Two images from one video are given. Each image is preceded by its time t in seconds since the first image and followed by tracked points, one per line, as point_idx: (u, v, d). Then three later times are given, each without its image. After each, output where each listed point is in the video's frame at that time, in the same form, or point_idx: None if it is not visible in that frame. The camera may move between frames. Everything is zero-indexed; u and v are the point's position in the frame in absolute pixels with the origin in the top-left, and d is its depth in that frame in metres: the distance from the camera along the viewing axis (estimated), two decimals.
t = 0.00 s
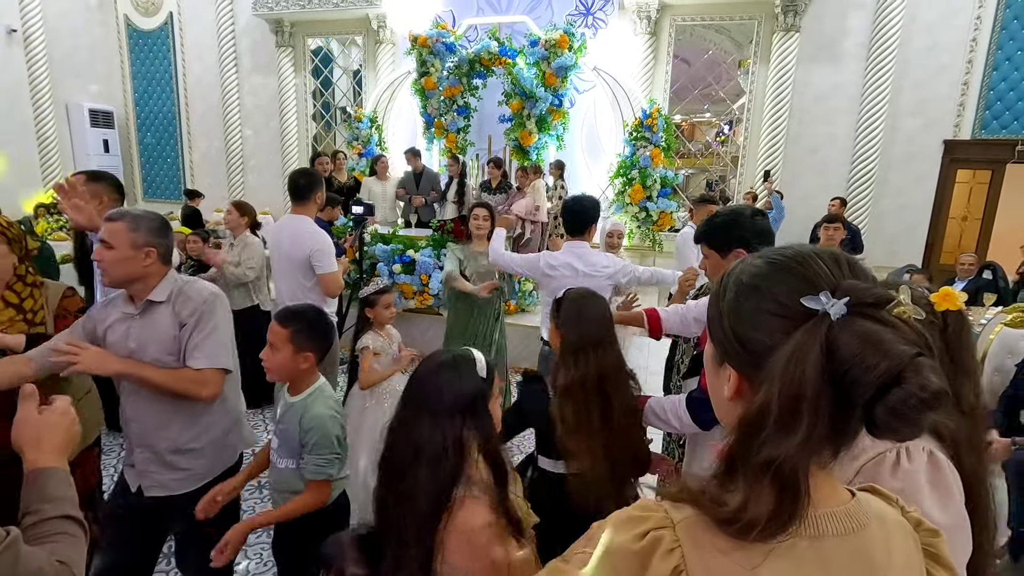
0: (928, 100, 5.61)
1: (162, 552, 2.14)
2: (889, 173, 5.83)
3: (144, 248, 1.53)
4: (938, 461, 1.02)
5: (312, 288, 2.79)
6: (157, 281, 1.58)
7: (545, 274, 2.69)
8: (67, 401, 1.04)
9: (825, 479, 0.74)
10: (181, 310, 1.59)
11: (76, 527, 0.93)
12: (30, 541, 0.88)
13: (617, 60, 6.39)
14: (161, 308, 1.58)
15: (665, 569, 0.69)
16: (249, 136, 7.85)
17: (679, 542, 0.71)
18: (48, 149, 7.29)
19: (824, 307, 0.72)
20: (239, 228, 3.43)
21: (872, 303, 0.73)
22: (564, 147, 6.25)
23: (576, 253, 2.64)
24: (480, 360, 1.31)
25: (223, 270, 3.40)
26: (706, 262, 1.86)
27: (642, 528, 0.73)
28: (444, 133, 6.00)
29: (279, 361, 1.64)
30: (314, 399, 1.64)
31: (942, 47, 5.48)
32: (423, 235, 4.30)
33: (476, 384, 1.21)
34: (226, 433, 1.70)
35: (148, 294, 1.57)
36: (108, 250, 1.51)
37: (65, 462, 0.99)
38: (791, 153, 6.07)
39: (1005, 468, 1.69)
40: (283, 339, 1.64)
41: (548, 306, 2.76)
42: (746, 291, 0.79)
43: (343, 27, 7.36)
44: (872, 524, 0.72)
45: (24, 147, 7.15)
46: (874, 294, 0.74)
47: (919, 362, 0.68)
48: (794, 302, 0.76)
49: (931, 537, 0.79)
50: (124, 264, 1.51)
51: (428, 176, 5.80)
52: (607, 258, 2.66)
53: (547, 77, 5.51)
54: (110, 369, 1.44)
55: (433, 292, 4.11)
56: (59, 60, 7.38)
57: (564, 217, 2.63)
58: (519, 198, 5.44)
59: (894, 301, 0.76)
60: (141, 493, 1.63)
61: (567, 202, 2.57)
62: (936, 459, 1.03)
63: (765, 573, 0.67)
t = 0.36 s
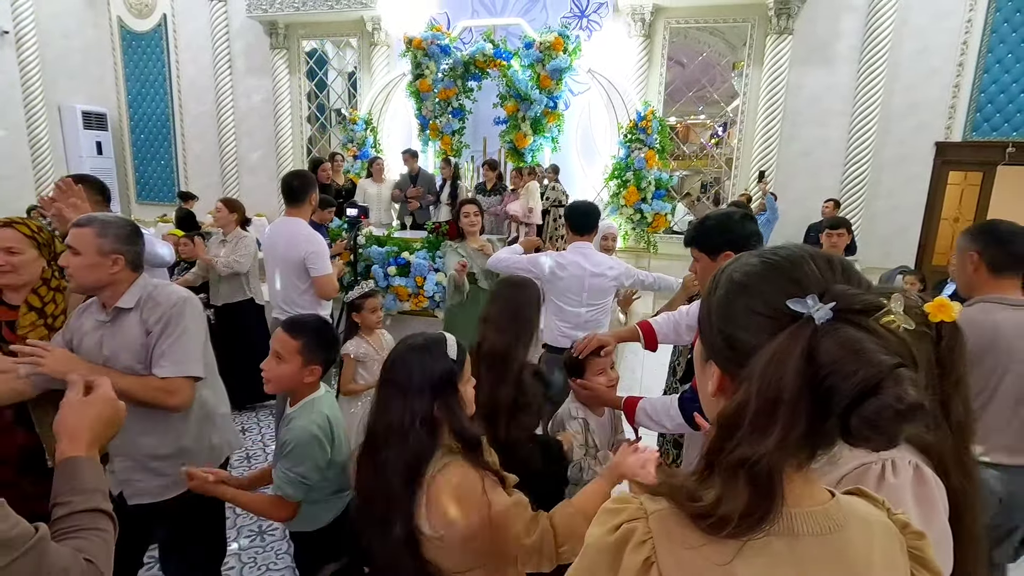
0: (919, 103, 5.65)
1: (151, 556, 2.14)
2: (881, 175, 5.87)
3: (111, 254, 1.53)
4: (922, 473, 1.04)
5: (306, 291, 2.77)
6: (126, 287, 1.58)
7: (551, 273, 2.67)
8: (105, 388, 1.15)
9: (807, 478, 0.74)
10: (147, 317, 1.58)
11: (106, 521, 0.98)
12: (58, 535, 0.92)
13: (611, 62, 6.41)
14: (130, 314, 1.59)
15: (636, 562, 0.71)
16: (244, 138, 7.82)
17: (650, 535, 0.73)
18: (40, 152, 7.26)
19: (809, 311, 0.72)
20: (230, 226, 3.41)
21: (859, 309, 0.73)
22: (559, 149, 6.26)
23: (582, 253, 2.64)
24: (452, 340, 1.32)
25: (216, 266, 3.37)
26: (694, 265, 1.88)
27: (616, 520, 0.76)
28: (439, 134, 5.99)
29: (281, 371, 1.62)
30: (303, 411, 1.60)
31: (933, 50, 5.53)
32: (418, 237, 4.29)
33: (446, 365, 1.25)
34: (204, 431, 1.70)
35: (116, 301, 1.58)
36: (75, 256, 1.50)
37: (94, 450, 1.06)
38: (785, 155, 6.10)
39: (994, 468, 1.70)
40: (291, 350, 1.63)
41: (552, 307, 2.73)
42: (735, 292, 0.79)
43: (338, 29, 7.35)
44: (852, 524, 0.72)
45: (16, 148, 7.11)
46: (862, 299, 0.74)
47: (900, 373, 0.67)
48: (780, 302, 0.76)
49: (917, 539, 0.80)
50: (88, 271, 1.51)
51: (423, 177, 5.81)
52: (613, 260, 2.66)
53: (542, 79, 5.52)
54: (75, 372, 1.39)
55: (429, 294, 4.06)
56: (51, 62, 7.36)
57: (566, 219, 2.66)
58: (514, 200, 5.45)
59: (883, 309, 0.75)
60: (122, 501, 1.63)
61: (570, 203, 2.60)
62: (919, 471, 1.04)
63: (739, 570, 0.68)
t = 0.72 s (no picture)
0: (919, 101, 5.64)
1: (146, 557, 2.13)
2: (881, 173, 5.85)
3: (104, 252, 1.52)
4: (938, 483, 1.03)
5: (302, 290, 2.76)
6: (126, 286, 1.58)
7: (562, 269, 2.62)
8: (151, 377, 1.15)
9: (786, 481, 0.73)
10: (149, 315, 1.58)
11: (163, 520, 0.99)
12: (122, 535, 0.93)
13: (609, 60, 6.39)
14: (131, 313, 1.58)
15: (603, 562, 0.72)
16: (242, 137, 7.80)
17: (619, 535, 0.73)
18: (37, 151, 7.24)
19: (769, 316, 0.71)
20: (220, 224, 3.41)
21: (822, 318, 0.71)
22: (558, 147, 6.24)
23: (593, 250, 2.62)
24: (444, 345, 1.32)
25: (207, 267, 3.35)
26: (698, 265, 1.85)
27: (588, 522, 0.77)
28: (437, 133, 5.97)
29: (292, 371, 1.60)
30: (312, 412, 1.56)
31: (932, 48, 5.51)
32: (416, 236, 4.29)
33: (438, 363, 1.23)
34: (202, 431, 1.68)
35: (119, 299, 1.58)
36: (72, 260, 1.50)
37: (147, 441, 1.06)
38: (783, 153, 6.09)
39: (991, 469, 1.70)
40: (301, 349, 1.62)
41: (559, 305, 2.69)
42: (708, 297, 0.81)
43: (336, 28, 7.33)
44: (829, 530, 0.71)
45: (13, 148, 7.08)
46: (829, 307, 0.72)
47: (850, 386, 0.64)
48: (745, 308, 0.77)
49: (903, 547, 0.78)
50: (88, 272, 1.51)
51: (421, 176, 5.79)
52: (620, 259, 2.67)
53: (540, 78, 5.51)
54: (78, 367, 1.45)
55: (427, 293, 4.07)
56: (47, 61, 7.34)
57: (575, 216, 2.64)
58: (512, 199, 5.44)
59: (853, 319, 0.73)
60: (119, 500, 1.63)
61: (577, 202, 2.61)
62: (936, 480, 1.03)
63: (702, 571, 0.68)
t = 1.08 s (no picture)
0: (922, 98, 5.60)
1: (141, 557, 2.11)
2: (883, 171, 5.81)
3: (117, 249, 1.49)
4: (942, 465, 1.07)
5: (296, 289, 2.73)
6: (135, 283, 1.55)
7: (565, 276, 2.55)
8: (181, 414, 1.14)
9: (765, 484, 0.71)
10: (158, 314, 1.56)
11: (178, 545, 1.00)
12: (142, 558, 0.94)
13: (610, 57, 6.35)
14: (138, 311, 1.56)
15: None
16: (240, 134, 7.77)
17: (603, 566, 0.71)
18: (36, 149, 7.22)
19: (704, 305, 0.74)
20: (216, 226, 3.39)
21: (756, 311, 0.73)
22: (558, 145, 6.21)
23: (594, 253, 2.59)
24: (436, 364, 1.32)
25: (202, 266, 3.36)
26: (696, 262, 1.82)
27: (569, 555, 0.74)
28: (436, 131, 5.95)
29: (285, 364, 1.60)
30: (314, 407, 1.54)
31: (935, 45, 5.47)
32: (415, 235, 4.28)
33: (436, 382, 1.23)
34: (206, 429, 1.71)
35: (126, 297, 1.55)
36: (83, 257, 1.47)
37: (171, 472, 1.07)
38: (785, 151, 6.06)
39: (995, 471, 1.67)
40: (292, 342, 1.61)
41: (559, 313, 2.61)
42: (668, 298, 0.92)
43: (335, 26, 7.29)
44: (814, 536, 0.70)
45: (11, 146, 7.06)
46: (767, 298, 0.75)
47: (770, 377, 0.64)
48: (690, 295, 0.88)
49: (894, 547, 0.76)
50: (99, 270, 1.48)
51: (421, 174, 5.75)
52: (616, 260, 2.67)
53: (541, 75, 5.47)
54: (79, 359, 1.41)
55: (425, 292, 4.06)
56: (46, 59, 7.31)
57: (575, 216, 2.58)
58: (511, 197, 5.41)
59: (793, 313, 0.76)
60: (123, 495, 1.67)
61: (575, 200, 2.58)
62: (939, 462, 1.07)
63: None
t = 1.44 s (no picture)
0: (933, 95, 5.51)
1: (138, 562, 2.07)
2: (893, 169, 5.72)
3: (124, 250, 1.44)
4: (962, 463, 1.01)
5: (289, 287, 2.69)
6: (139, 283, 1.50)
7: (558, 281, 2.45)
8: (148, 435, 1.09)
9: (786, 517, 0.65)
10: (166, 315, 1.51)
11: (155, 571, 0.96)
12: None
13: (615, 55, 6.29)
14: (144, 311, 1.50)
15: None
16: (244, 133, 7.75)
17: None
18: (40, 147, 7.23)
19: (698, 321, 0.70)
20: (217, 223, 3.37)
21: (757, 324, 0.67)
22: (563, 144, 6.14)
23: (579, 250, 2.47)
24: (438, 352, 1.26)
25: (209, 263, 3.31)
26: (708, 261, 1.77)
27: None
28: (440, 130, 5.90)
29: (280, 363, 1.56)
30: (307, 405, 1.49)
31: (947, 41, 5.38)
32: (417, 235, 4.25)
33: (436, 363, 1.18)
34: (212, 430, 1.61)
35: (130, 297, 1.49)
36: (86, 255, 1.41)
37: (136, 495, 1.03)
38: (792, 150, 5.98)
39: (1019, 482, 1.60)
40: (288, 341, 1.57)
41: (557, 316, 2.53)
42: (674, 313, 0.90)
43: (338, 24, 7.25)
44: None
45: (15, 145, 7.07)
46: (768, 312, 0.68)
47: (767, 398, 0.59)
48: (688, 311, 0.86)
49: None
50: (104, 270, 1.43)
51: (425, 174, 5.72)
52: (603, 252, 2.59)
53: (545, 73, 5.41)
54: (87, 375, 1.39)
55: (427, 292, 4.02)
56: (50, 58, 7.32)
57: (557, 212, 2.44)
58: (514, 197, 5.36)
59: (801, 328, 0.68)
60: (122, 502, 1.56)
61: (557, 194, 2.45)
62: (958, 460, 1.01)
63: None
